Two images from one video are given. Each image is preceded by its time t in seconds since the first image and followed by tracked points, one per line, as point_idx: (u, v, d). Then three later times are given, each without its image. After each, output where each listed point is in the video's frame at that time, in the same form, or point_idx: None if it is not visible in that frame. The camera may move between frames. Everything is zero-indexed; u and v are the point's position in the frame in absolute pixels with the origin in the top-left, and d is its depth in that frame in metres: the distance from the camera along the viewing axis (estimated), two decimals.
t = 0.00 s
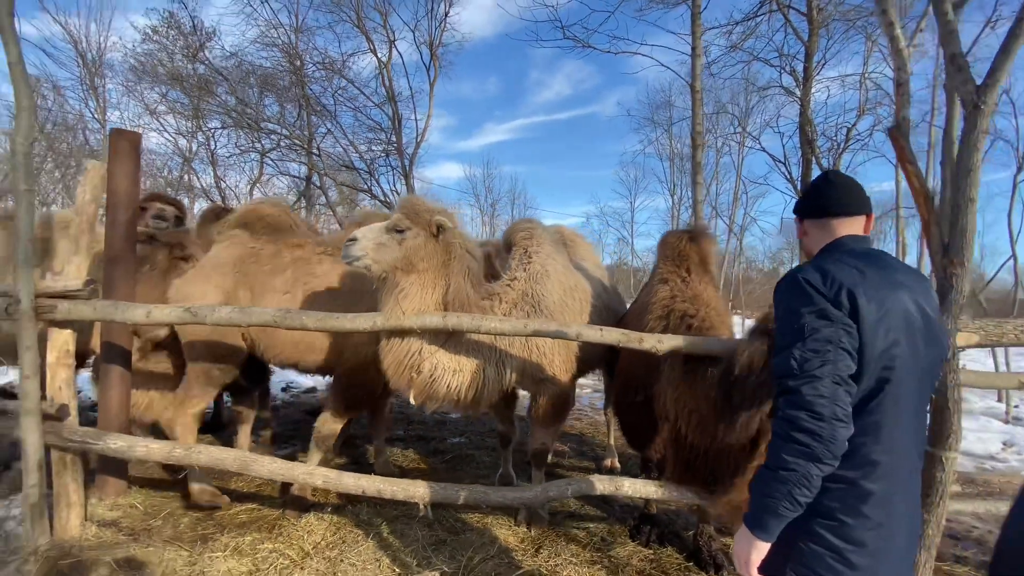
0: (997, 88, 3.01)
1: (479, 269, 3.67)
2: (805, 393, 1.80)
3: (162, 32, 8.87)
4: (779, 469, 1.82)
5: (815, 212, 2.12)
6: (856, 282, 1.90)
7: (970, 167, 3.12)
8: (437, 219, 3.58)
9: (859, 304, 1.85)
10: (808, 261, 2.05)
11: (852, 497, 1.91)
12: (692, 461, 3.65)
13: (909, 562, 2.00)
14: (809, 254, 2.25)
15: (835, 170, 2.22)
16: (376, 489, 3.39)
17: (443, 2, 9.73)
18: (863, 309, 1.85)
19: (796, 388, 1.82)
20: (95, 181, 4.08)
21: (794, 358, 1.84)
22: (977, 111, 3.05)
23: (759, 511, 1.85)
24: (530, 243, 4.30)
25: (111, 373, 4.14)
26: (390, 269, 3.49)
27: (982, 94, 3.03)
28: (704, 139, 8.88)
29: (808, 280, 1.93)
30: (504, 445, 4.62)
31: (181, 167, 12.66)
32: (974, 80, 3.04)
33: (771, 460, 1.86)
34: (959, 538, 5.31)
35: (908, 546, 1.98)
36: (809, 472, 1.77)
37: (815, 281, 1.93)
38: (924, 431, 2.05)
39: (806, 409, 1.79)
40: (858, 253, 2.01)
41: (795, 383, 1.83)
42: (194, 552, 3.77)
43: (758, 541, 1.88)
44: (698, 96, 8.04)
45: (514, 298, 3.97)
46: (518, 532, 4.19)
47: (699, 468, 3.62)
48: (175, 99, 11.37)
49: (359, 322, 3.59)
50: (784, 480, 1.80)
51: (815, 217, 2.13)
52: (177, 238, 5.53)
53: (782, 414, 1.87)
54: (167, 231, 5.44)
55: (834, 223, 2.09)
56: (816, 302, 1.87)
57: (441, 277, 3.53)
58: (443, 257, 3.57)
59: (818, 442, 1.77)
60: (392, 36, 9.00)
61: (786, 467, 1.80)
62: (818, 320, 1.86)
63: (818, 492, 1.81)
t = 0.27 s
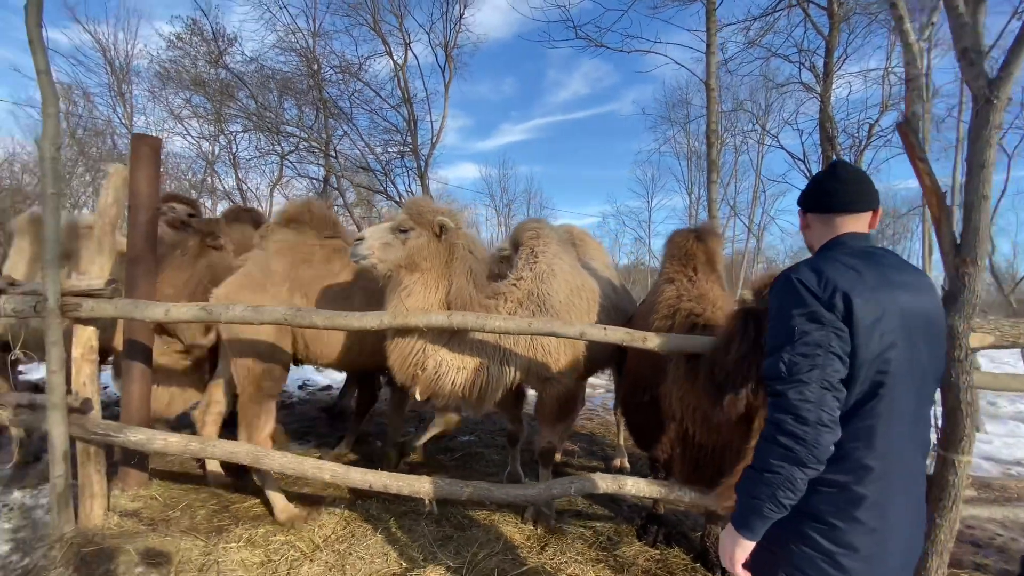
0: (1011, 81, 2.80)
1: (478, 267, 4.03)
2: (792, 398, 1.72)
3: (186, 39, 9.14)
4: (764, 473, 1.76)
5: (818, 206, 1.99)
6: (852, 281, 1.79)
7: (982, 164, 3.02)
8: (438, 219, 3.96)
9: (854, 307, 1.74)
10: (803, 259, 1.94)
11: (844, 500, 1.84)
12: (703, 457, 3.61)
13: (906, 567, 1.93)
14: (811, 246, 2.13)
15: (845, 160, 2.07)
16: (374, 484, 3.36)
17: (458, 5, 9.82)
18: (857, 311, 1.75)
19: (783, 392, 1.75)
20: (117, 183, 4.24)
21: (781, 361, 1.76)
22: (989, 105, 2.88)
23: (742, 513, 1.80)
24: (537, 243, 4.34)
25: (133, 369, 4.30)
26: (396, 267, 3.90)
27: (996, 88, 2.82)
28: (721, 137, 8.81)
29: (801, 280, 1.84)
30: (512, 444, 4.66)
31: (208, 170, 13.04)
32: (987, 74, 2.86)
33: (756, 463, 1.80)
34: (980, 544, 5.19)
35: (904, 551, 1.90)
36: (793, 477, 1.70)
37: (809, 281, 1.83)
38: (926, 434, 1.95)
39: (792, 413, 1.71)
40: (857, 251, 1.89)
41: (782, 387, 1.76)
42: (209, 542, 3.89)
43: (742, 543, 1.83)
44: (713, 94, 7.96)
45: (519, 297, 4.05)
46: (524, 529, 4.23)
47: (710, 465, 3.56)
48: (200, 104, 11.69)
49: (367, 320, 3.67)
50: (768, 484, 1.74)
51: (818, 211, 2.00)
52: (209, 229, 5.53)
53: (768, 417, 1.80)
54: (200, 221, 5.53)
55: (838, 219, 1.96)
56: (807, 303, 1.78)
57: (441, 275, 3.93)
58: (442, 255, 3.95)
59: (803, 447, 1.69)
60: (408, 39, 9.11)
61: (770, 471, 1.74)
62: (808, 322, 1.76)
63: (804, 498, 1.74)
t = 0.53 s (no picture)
0: (1021, 77, 2.75)
1: (482, 267, 4.09)
2: (806, 402, 1.69)
3: (199, 43, 9.27)
4: (777, 479, 1.72)
5: (819, 202, 1.97)
6: (862, 282, 1.77)
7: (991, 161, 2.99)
8: (443, 220, 4.03)
9: (865, 309, 1.73)
10: (810, 259, 1.91)
11: (851, 503, 1.82)
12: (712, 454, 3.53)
13: (907, 567, 1.93)
14: (810, 242, 2.12)
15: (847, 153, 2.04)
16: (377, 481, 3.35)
17: (466, 6, 9.86)
18: (869, 313, 1.74)
19: (797, 396, 1.71)
20: (129, 184, 4.33)
21: (795, 365, 1.73)
22: (997, 102, 2.83)
23: (754, 520, 1.76)
24: (541, 242, 4.37)
25: (145, 367, 4.38)
26: (401, 265, 4.01)
27: (1004, 85, 2.78)
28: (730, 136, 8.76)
29: (811, 280, 1.80)
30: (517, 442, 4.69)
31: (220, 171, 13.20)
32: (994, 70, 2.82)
33: (768, 468, 1.76)
34: (991, 547, 5.13)
35: (908, 550, 1.90)
36: (808, 482, 1.68)
37: (818, 282, 1.80)
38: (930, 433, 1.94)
39: (807, 419, 1.69)
40: (864, 251, 1.88)
41: (796, 391, 1.72)
42: (218, 536, 3.96)
43: (750, 548, 1.79)
44: (722, 93, 7.92)
45: (523, 296, 4.09)
46: (529, 527, 4.26)
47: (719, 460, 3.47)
48: (213, 106, 11.85)
49: (372, 319, 3.70)
50: (782, 491, 1.71)
51: (819, 207, 1.99)
52: (225, 220, 5.31)
53: (779, 422, 1.77)
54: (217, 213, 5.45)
55: (839, 215, 1.96)
56: (818, 305, 1.75)
57: (445, 274, 4.02)
58: (447, 254, 4.03)
59: (819, 452, 1.67)
60: (416, 41, 9.17)
61: (784, 477, 1.71)
62: (820, 324, 1.74)
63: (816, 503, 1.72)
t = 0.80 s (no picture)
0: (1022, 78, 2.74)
1: (483, 268, 4.12)
2: (814, 409, 1.69)
3: (203, 43, 9.31)
4: (792, 490, 1.70)
5: (809, 204, 1.99)
6: (858, 285, 1.79)
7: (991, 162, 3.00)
8: (448, 220, 4.04)
9: (863, 311, 1.75)
10: (803, 264, 1.92)
11: (850, 504, 1.84)
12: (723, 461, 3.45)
13: (905, 567, 1.94)
14: (800, 244, 2.15)
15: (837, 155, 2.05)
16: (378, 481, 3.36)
17: (469, 6, 9.88)
18: (868, 316, 1.75)
19: (804, 404, 1.71)
20: (133, 185, 4.37)
21: (800, 372, 1.73)
22: (998, 102, 2.83)
23: (774, 537, 1.72)
24: (541, 243, 4.38)
25: (149, 366, 4.42)
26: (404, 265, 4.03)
27: (1004, 85, 2.77)
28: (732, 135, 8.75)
29: (807, 286, 1.82)
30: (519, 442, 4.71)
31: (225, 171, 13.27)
32: (996, 69, 2.83)
33: (780, 479, 1.74)
34: (992, 548, 5.13)
35: (906, 548, 1.92)
36: (824, 490, 1.67)
37: (816, 286, 1.81)
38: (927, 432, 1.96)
39: (816, 425, 1.68)
40: (855, 255, 1.90)
41: (802, 399, 1.72)
42: (221, 535, 3.99)
43: (773, 569, 1.75)
44: (725, 92, 7.91)
45: (522, 296, 4.11)
46: (529, 527, 4.28)
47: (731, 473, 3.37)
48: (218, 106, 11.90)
49: (373, 319, 3.73)
50: (800, 502, 1.69)
51: (809, 209, 2.00)
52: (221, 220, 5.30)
53: (788, 430, 1.75)
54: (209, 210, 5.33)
55: (828, 217, 1.97)
56: (817, 309, 1.76)
57: (446, 275, 4.05)
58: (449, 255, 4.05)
59: (831, 458, 1.67)
60: (419, 41, 9.19)
61: (800, 488, 1.69)
62: (822, 329, 1.74)
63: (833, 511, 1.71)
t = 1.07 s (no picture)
0: (1007, 79, 2.80)
1: (473, 267, 4.15)
2: (779, 407, 1.71)
3: (197, 41, 9.27)
4: (756, 485, 1.73)
5: (791, 205, 1.99)
6: (829, 286, 1.78)
7: (978, 163, 3.03)
8: (440, 219, 4.05)
9: (833, 312, 1.74)
10: (780, 264, 1.92)
11: (824, 503, 1.84)
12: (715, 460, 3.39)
13: (884, 566, 1.93)
14: (782, 245, 2.15)
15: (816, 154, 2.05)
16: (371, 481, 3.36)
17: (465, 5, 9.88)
18: (838, 317, 1.75)
19: (770, 401, 1.73)
20: (124, 184, 4.35)
21: (767, 370, 1.74)
22: (985, 104, 2.90)
23: (736, 530, 1.75)
24: (534, 242, 4.38)
25: (141, 366, 4.40)
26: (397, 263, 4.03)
27: (991, 87, 2.83)
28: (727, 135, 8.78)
29: (779, 286, 1.82)
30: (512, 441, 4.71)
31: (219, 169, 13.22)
32: (983, 71, 2.89)
33: (746, 475, 1.77)
34: (981, 545, 5.17)
35: (882, 548, 1.91)
36: (787, 487, 1.68)
37: (787, 287, 1.81)
38: (906, 433, 1.94)
39: (781, 423, 1.70)
40: (831, 255, 1.89)
41: (769, 397, 1.74)
42: (213, 534, 3.98)
43: (737, 561, 1.77)
44: (719, 93, 7.91)
45: (513, 295, 4.12)
46: (522, 525, 4.28)
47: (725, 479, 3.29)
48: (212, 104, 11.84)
49: (365, 318, 3.72)
50: (762, 498, 1.71)
51: (791, 210, 2.01)
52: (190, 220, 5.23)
53: (756, 428, 1.77)
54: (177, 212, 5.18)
55: (810, 217, 1.98)
56: (786, 309, 1.77)
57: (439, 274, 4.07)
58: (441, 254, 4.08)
59: (794, 455, 1.68)
60: (414, 40, 9.17)
61: (763, 483, 1.71)
62: (790, 329, 1.75)
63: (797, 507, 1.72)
